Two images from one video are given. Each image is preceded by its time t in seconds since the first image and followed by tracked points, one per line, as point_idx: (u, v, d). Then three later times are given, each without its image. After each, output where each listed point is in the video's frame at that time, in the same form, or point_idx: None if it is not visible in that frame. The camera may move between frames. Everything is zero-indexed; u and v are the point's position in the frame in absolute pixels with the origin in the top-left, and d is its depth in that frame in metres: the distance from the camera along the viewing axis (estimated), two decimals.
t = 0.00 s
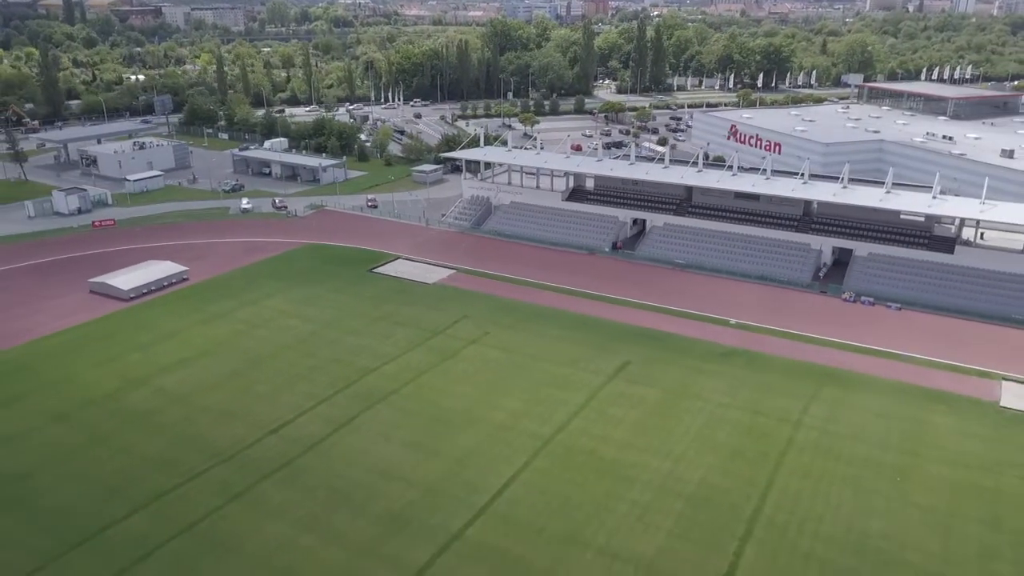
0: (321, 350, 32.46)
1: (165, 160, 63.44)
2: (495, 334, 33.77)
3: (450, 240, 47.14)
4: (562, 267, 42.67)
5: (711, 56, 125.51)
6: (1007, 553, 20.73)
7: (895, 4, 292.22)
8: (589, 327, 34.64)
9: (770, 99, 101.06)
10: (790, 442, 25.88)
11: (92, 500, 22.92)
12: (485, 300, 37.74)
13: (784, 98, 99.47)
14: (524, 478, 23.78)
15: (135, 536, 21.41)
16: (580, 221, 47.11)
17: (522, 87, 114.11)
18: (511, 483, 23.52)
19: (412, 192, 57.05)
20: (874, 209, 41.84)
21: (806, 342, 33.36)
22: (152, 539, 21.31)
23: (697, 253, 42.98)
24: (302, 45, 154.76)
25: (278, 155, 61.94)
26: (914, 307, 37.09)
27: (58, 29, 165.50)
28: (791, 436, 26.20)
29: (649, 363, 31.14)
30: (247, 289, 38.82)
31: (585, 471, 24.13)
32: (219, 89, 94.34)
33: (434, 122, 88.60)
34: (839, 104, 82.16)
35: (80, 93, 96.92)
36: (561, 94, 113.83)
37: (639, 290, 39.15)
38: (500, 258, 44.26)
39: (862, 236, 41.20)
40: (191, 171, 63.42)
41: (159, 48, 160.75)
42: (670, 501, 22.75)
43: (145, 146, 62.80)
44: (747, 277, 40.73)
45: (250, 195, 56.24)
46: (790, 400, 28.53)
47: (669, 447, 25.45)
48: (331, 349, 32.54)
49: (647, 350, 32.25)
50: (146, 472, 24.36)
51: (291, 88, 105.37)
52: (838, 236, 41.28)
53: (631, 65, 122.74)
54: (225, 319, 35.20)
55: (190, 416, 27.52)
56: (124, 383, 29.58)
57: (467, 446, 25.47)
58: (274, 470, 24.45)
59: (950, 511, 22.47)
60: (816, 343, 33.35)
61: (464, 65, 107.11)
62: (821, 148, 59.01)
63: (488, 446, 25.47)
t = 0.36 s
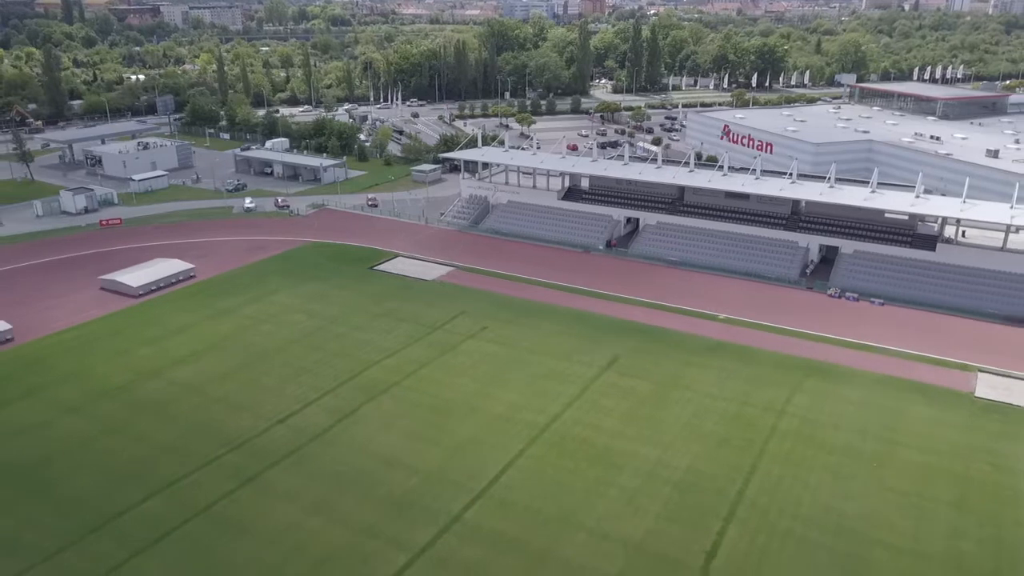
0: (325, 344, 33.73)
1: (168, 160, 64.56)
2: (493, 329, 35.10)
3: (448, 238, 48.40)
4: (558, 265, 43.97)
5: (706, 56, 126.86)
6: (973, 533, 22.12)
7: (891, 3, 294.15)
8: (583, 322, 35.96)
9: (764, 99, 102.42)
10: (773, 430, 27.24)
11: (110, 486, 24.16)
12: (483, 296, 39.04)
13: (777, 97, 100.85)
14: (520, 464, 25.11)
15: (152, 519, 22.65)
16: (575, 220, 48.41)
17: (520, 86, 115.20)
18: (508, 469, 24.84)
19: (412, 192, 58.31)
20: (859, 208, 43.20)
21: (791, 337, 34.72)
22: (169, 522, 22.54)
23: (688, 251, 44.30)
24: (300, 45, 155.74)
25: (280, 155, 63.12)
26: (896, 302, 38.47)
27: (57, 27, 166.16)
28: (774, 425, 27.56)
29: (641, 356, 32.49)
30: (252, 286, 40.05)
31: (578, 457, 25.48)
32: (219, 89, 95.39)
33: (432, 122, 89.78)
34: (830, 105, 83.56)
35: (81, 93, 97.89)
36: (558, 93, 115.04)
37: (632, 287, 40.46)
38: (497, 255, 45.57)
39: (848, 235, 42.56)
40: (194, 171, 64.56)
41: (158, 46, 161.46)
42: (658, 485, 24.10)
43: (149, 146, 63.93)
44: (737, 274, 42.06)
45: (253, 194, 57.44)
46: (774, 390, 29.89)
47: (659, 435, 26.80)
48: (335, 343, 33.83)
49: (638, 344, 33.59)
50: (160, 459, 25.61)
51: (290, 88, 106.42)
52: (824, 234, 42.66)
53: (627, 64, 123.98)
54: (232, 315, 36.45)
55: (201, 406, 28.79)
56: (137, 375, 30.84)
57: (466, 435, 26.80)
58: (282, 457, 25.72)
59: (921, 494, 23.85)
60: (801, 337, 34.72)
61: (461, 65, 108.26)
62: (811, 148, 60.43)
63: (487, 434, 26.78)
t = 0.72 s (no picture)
0: (329, 338, 35.18)
1: (172, 160, 65.85)
2: (490, 323, 36.59)
3: (447, 236, 49.84)
4: (553, 261, 45.44)
5: (701, 56, 128.40)
6: (940, 510, 23.67)
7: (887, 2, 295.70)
8: (577, 316, 37.46)
9: (757, 99, 103.97)
10: (756, 417, 28.78)
11: (129, 470, 25.61)
12: (481, 292, 40.52)
13: (770, 97, 102.47)
14: (516, 448, 26.60)
15: (171, 501, 24.09)
16: (570, 218, 49.88)
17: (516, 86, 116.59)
18: (505, 453, 26.34)
19: (411, 191, 59.73)
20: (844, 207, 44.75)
21: (776, 330, 36.25)
22: (186, 503, 23.98)
23: (679, 248, 45.81)
24: (298, 44, 156.90)
25: (281, 155, 64.47)
26: (878, 297, 40.03)
27: (55, 27, 167.08)
28: (757, 412, 29.09)
29: (632, 348, 34.00)
30: (258, 283, 41.47)
31: (571, 442, 26.98)
32: (219, 89, 96.64)
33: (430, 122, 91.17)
34: (821, 105, 85.12)
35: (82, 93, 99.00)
36: (554, 93, 116.43)
37: (624, 283, 41.95)
38: (494, 252, 47.07)
39: (833, 232, 44.11)
40: (197, 171, 65.87)
41: (156, 46, 162.48)
42: (647, 468, 25.62)
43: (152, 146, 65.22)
44: (725, 271, 43.58)
45: (256, 194, 58.80)
46: (758, 380, 31.43)
47: (648, 422, 28.29)
48: (339, 337, 35.27)
49: (629, 337, 35.10)
50: (175, 445, 27.03)
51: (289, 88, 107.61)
52: (810, 232, 44.19)
53: (622, 64, 125.50)
54: (240, 310, 37.87)
55: (212, 396, 30.23)
56: (150, 368, 32.26)
57: (465, 422, 28.27)
58: (291, 443, 27.16)
59: (893, 475, 25.41)
60: (785, 330, 36.27)
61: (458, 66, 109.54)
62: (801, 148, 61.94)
63: (485, 421, 28.26)
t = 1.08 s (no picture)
0: (334, 331, 36.63)
1: (176, 160, 67.16)
2: (489, 317, 38.05)
3: (446, 234, 51.30)
4: (550, 258, 46.99)
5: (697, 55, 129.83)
6: (911, 491, 25.19)
7: (881, 2, 300.20)
8: (572, 310, 38.96)
9: (750, 99, 105.42)
10: (741, 405, 30.30)
11: (147, 455, 27.07)
12: (479, 288, 41.98)
13: (763, 97, 103.95)
14: (513, 435, 28.12)
15: (188, 483, 25.58)
16: (566, 216, 51.33)
17: (514, 86, 117.92)
18: (503, 439, 27.84)
19: (411, 190, 61.15)
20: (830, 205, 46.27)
21: (762, 324, 37.79)
22: (202, 485, 25.45)
23: (671, 246, 47.33)
24: (297, 44, 157.94)
25: (283, 154, 65.80)
26: (862, 292, 41.57)
27: (54, 26, 167.58)
28: (742, 400, 30.64)
29: (624, 341, 35.52)
30: (264, 279, 42.90)
31: (565, 429, 28.49)
32: (220, 89, 97.89)
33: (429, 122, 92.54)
34: (812, 105, 86.73)
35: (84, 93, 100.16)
36: (550, 93, 117.72)
37: (617, 279, 43.48)
38: (491, 249, 48.58)
39: (820, 230, 45.60)
40: (201, 170, 67.18)
41: (155, 45, 163.37)
42: (636, 452, 27.15)
43: (157, 146, 66.51)
44: (716, 267, 45.13)
45: (259, 193, 60.16)
46: (744, 371, 32.98)
47: (638, 410, 29.81)
48: (343, 330, 36.72)
49: (622, 331, 36.60)
50: (190, 432, 28.49)
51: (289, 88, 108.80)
52: (797, 229, 45.70)
53: (618, 64, 126.82)
54: (247, 305, 39.30)
55: (223, 386, 31.69)
56: (163, 360, 33.69)
57: (465, 410, 29.75)
58: (300, 430, 28.64)
59: (868, 459, 26.95)
60: (771, 324, 37.80)
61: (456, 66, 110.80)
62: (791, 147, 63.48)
63: (484, 410, 29.75)
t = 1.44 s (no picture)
0: (339, 326, 37.91)
1: (181, 160, 68.39)
2: (488, 313, 39.32)
3: (446, 233, 52.57)
4: (548, 256, 48.25)
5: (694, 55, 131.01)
6: (890, 476, 26.49)
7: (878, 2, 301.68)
8: (568, 306, 40.24)
9: (747, 99, 106.67)
10: (730, 397, 31.59)
11: (162, 444, 28.32)
12: (479, 285, 43.25)
13: (760, 97, 105.21)
14: (512, 424, 29.41)
15: (201, 470, 26.80)
16: (563, 215, 52.61)
17: (513, 86, 119.17)
18: (502, 428, 29.13)
19: (412, 189, 62.42)
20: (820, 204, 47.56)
21: (753, 319, 39.07)
22: (215, 472, 26.70)
23: (666, 244, 48.62)
24: (297, 44, 159.02)
25: (286, 155, 67.03)
26: (850, 289, 42.87)
27: (56, 26, 168.56)
28: (731, 392, 31.93)
29: (618, 336, 36.79)
30: (270, 276, 44.15)
31: (562, 419, 29.77)
32: (223, 90, 99.10)
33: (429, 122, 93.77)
34: (806, 105, 88.07)
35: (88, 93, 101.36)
36: (549, 93, 118.85)
37: (613, 276, 44.74)
38: (491, 247, 49.83)
39: (810, 228, 46.88)
40: (205, 170, 68.42)
41: (156, 44, 164.40)
42: (629, 440, 28.44)
43: (162, 146, 67.75)
44: (709, 265, 46.44)
45: (263, 192, 61.46)
46: (734, 364, 34.27)
47: (631, 401, 31.09)
48: (348, 326, 37.99)
49: (616, 326, 37.88)
50: (202, 423, 29.73)
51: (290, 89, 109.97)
52: (788, 228, 46.96)
53: (616, 64, 128.03)
54: (255, 302, 40.55)
55: (233, 379, 32.96)
56: (175, 354, 34.97)
57: (466, 401, 31.02)
58: (307, 420, 29.90)
59: (850, 446, 28.25)
60: (761, 319, 39.09)
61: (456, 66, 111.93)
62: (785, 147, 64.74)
63: (484, 401, 31.03)
